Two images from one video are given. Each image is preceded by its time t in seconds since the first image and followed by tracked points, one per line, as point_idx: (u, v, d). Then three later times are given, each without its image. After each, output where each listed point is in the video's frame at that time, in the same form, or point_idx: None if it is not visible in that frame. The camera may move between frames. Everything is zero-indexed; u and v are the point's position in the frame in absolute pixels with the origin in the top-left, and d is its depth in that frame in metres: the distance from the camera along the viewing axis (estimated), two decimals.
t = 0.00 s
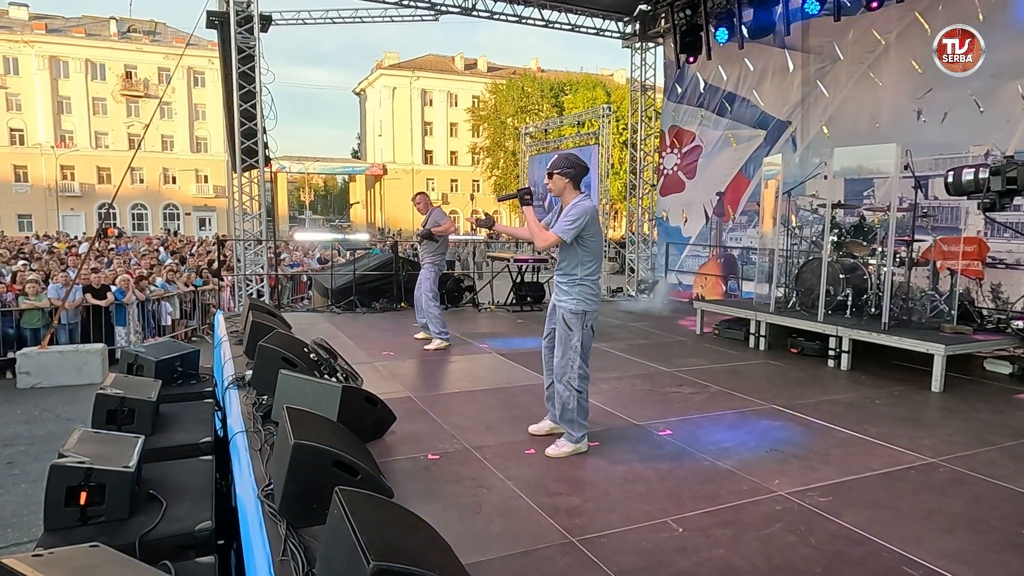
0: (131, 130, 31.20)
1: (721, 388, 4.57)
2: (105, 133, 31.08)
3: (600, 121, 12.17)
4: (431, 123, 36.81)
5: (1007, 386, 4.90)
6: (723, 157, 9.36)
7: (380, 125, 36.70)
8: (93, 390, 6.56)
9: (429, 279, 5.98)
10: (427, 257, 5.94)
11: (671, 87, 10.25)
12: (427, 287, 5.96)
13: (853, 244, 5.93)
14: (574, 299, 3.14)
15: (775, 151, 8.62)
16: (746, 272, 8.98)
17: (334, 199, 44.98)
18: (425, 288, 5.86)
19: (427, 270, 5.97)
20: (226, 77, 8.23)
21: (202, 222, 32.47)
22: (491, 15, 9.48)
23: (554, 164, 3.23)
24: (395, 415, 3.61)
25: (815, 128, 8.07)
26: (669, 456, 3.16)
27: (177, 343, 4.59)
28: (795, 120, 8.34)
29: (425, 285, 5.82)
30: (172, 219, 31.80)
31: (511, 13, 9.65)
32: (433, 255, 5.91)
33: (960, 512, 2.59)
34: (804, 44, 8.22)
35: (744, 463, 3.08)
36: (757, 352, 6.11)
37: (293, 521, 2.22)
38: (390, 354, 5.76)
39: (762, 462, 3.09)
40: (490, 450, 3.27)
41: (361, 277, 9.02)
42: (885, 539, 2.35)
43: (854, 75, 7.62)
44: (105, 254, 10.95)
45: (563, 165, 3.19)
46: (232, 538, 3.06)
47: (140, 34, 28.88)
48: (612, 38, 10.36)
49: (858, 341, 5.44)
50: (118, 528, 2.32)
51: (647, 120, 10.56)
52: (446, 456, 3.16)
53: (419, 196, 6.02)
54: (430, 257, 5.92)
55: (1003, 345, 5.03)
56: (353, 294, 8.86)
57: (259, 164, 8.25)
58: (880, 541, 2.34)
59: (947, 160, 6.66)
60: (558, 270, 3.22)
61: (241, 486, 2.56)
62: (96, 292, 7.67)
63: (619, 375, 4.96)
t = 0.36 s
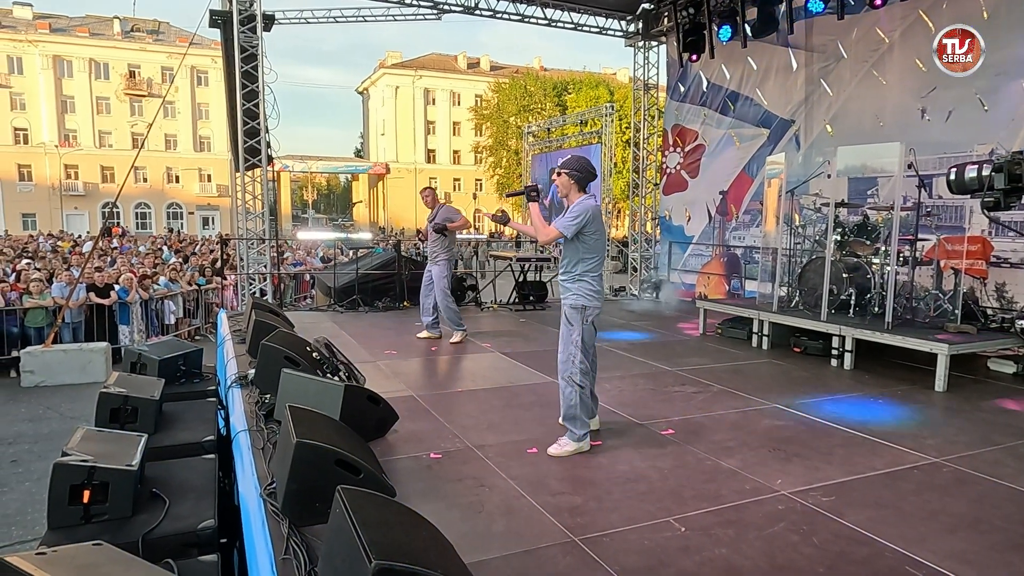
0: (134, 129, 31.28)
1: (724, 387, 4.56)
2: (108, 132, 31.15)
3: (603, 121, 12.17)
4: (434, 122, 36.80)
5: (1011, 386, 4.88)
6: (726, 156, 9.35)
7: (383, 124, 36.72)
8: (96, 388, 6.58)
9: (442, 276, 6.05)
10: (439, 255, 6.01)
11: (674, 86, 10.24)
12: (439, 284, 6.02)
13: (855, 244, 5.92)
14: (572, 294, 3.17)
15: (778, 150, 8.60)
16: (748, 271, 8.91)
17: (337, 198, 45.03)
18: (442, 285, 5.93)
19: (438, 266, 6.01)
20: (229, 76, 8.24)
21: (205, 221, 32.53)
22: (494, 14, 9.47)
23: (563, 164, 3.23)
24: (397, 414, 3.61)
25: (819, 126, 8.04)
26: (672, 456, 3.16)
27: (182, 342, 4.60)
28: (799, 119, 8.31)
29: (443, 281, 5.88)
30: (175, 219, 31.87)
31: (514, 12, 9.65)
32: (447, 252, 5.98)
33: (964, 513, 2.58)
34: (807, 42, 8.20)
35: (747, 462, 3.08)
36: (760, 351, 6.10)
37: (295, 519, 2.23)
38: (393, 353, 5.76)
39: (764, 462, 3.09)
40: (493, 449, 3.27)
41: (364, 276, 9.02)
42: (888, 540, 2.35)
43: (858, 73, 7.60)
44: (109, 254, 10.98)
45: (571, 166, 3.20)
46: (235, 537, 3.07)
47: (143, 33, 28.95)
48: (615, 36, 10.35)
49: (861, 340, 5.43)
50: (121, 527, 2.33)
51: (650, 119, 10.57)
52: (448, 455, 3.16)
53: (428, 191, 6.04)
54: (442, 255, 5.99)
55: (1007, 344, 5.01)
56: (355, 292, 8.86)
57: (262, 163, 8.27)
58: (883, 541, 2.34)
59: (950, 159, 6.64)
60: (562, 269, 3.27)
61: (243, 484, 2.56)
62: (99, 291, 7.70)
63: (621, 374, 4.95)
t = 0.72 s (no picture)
0: (138, 129, 31.35)
1: (726, 386, 4.56)
2: (112, 132, 31.22)
3: (606, 120, 12.17)
4: (437, 122, 36.82)
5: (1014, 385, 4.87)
6: (728, 155, 9.33)
7: (386, 124, 36.75)
8: (100, 388, 6.61)
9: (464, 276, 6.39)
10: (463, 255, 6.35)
11: (677, 85, 10.22)
12: (463, 284, 6.39)
13: (859, 244, 5.87)
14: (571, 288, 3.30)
15: (781, 149, 8.59)
16: (751, 271, 8.90)
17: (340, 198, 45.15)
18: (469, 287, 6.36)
19: (461, 266, 6.36)
20: (233, 75, 8.25)
21: (208, 221, 32.61)
22: (496, 14, 9.47)
23: (567, 165, 3.31)
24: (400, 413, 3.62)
25: (822, 125, 8.03)
26: (673, 455, 3.15)
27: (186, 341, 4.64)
28: (802, 118, 8.30)
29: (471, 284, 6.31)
30: (179, 218, 31.97)
31: (516, 12, 9.64)
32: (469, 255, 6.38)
33: (967, 512, 2.57)
34: (811, 41, 8.18)
35: (749, 461, 3.08)
36: (763, 350, 6.09)
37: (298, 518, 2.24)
38: (396, 352, 5.78)
39: (767, 461, 3.08)
40: (495, 448, 3.27)
41: (366, 275, 9.03)
42: (890, 539, 2.34)
43: (861, 73, 7.58)
44: (113, 253, 11.03)
45: (575, 168, 3.27)
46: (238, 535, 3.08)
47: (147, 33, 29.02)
48: (618, 36, 10.34)
49: (864, 340, 5.42)
50: (124, 525, 2.35)
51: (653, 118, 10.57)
52: (450, 455, 3.16)
53: (453, 190, 6.10)
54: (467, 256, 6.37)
55: (1011, 344, 5.00)
56: (358, 292, 8.87)
57: (266, 163, 8.28)
58: (885, 540, 2.33)
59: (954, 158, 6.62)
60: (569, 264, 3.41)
61: (246, 483, 2.58)
62: (103, 290, 7.73)
63: (624, 373, 4.95)
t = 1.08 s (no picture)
0: (142, 129, 31.44)
1: (730, 387, 4.55)
2: (117, 132, 31.32)
3: (609, 120, 12.16)
4: (441, 121, 36.84)
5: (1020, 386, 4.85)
6: (732, 155, 9.31)
7: (390, 124, 36.79)
8: (105, 387, 6.63)
9: (479, 276, 6.45)
10: (480, 255, 6.43)
11: (680, 85, 10.20)
12: (479, 284, 6.49)
13: (863, 244, 5.89)
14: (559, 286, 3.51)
15: (785, 149, 8.57)
16: (756, 271, 8.91)
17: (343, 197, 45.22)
18: (485, 287, 6.46)
19: (480, 266, 6.46)
20: (237, 76, 8.27)
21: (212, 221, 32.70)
22: (500, 14, 9.46)
23: (557, 168, 3.56)
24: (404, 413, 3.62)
25: (826, 125, 8.01)
26: (677, 455, 3.15)
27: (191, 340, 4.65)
28: (806, 118, 8.28)
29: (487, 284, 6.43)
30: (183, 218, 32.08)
31: (520, 11, 9.63)
32: (488, 256, 6.48)
33: (972, 513, 2.57)
34: (815, 41, 8.15)
35: (753, 462, 3.07)
36: (767, 350, 6.08)
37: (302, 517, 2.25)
38: (399, 351, 5.79)
39: (771, 461, 3.08)
40: (498, 447, 3.28)
41: (371, 275, 9.04)
42: (894, 539, 2.34)
43: (866, 72, 7.55)
44: (118, 253, 11.06)
45: (563, 169, 3.51)
46: (242, 534, 3.09)
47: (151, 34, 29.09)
48: (622, 35, 10.32)
49: (869, 340, 5.40)
50: (130, 524, 2.36)
51: (657, 118, 10.50)
52: (454, 454, 3.17)
53: (482, 192, 6.17)
54: (483, 257, 6.43)
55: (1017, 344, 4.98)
56: (362, 292, 8.88)
57: (270, 163, 8.30)
58: (889, 541, 2.33)
59: (959, 158, 6.60)
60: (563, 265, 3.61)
61: (251, 482, 2.59)
62: (108, 290, 7.76)
63: (627, 373, 4.95)
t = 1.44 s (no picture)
0: (146, 129, 31.50)
1: (733, 386, 4.55)
2: (120, 132, 31.39)
3: (612, 119, 12.16)
4: (443, 121, 36.85)
5: None
6: (735, 155, 9.30)
7: (392, 123, 36.81)
8: (108, 386, 6.66)
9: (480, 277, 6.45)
10: (482, 255, 6.43)
11: (683, 84, 10.19)
12: (478, 283, 6.49)
13: (866, 243, 5.91)
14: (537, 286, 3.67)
15: (787, 149, 8.57)
16: (759, 271, 8.92)
17: (346, 197, 45.26)
18: (483, 288, 6.46)
19: (480, 266, 6.46)
20: (240, 76, 8.29)
21: (215, 220, 32.75)
22: (503, 13, 9.47)
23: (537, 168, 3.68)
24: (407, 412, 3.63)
25: (829, 125, 8.00)
26: (681, 455, 3.16)
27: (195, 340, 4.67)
28: (808, 118, 8.27)
29: (485, 285, 6.43)
30: (186, 217, 32.14)
31: (523, 11, 9.64)
32: (489, 257, 6.48)
33: (976, 513, 2.56)
34: (818, 40, 8.14)
35: (756, 462, 3.07)
36: (770, 350, 6.07)
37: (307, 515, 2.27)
38: (402, 351, 5.80)
39: (774, 461, 3.08)
40: (501, 447, 3.28)
41: (374, 275, 9.05)
42: (898, 539, 2.34)
43: (869, 71, 7.54)
44: (121, 252, 11.10)
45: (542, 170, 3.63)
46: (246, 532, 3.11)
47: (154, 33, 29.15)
48: (625, 35, 10.32)
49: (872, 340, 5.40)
50: (135, 522, 2.38)
51: (660, 118, 10.61)
52: (458, 453, 3.18)
53: (491, 196, 6.15)
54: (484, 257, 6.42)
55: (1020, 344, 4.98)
56: (365, 291, 8.89)
57: (273, 162, 8.31)
58: (893, 541, 2.33)
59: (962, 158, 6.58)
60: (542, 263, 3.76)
61: (255, 481, 2.61)
62: (112, 289, 7.79)
63: (630, 373, 4.95)
